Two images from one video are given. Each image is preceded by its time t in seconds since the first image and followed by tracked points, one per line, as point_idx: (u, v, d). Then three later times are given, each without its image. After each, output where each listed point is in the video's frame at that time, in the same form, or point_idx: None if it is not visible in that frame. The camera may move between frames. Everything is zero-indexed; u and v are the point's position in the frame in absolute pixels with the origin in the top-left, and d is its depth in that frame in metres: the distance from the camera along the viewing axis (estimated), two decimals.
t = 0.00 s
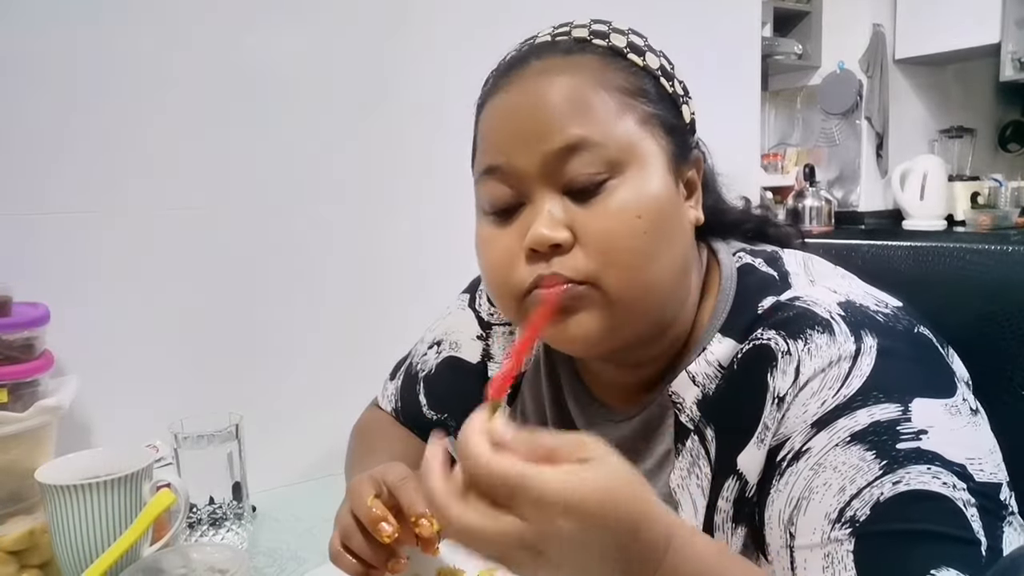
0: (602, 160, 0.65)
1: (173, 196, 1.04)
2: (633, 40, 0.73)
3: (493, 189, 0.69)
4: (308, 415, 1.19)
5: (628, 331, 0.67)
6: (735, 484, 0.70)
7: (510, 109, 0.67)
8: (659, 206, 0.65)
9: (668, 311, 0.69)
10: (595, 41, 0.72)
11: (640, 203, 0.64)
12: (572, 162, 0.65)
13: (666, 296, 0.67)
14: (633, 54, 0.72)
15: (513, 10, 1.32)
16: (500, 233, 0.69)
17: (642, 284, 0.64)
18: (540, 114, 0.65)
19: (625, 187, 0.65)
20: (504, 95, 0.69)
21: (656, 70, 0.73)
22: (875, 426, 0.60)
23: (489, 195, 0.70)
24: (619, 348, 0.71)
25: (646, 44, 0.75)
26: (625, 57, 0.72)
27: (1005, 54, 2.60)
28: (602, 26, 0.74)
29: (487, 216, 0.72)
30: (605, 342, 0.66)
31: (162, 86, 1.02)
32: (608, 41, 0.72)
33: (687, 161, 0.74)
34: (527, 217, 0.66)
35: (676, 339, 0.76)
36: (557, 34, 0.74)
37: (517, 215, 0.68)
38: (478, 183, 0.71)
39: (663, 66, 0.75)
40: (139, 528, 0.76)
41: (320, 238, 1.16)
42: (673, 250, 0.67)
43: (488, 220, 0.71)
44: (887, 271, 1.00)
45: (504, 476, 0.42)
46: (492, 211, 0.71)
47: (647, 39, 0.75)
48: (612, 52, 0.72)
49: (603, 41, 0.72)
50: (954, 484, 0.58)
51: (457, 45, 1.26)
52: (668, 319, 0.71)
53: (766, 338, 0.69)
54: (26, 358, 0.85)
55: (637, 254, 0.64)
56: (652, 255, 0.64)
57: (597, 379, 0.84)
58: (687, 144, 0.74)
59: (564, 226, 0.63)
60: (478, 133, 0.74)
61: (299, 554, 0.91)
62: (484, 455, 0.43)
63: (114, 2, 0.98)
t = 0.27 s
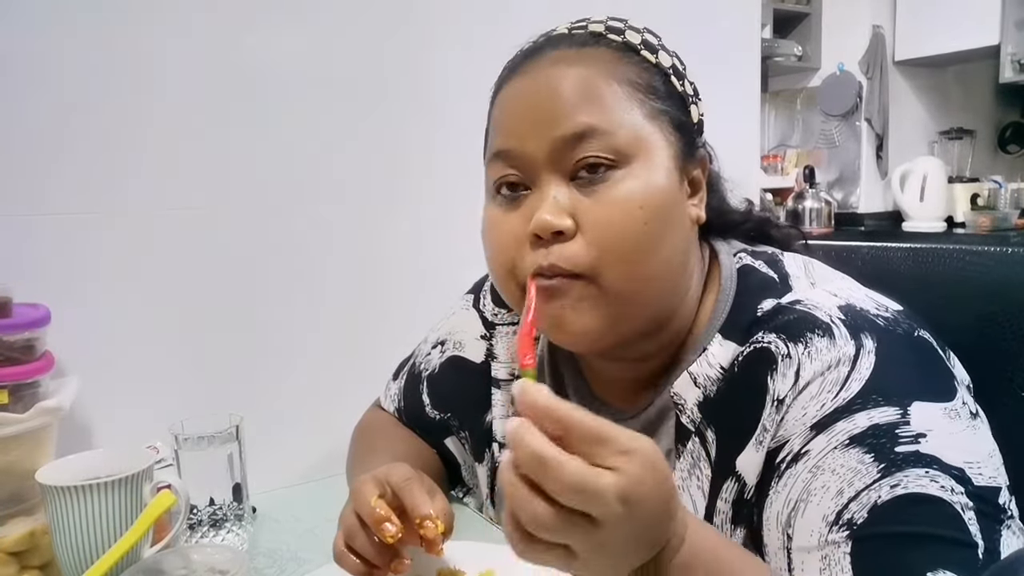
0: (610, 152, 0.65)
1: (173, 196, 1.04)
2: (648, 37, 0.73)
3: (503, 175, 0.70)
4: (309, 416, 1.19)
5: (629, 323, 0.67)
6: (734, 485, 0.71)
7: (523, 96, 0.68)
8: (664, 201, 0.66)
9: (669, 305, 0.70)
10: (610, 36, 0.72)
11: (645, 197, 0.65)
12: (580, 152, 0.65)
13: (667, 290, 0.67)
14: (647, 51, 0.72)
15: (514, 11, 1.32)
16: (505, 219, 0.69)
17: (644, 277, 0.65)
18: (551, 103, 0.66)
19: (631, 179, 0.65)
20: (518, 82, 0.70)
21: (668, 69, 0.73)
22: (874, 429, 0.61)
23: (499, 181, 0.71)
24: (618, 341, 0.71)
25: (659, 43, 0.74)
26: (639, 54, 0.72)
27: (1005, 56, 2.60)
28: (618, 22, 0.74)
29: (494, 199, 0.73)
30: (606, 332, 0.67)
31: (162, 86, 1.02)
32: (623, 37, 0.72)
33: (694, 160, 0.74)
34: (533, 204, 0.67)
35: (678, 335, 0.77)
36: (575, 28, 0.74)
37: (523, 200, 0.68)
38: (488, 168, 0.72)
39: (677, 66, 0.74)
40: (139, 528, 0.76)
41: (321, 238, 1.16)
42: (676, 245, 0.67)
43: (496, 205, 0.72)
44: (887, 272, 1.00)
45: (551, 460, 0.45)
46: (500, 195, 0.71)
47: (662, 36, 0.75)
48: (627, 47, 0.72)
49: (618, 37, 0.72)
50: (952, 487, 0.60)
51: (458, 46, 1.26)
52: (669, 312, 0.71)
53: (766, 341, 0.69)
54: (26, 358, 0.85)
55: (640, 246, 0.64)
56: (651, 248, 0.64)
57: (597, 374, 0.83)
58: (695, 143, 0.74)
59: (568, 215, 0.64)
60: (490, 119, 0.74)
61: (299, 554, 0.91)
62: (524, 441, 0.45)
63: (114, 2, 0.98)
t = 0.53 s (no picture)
0: (635, 154, 0.66)
1: (173, 196, 1.04)
2: (672, 37, 0.73)
3: (524, 170, 0.70)
4: (308, 416, 1.19)
5: (645, 324, 0.68)
6: (736, 487, 0.70)
7: (549, 91, 0.67)
8: (684, 205, 0.67)
9: (682, 306, 0.71)
10: (636, 35, 0.72)
11: (669, 201, 0.66)
12: (605, 152, 0.65)
13: (684, 293, 0.69)
14: (671, 52, 0.72)
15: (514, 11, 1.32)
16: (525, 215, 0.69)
17: (665, 280, 0.66)
18: (578, 102, 0.66)
19: (655, 183, 0.66)
20: (543, 76, 0.69)
21: (691, 70, 0.73)
22: (885, 434, 0.61)
23: (519, 175, 0.70)
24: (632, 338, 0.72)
25: (682, 43, 0.74)
26: (664, 54, 0.72)
27: (1005, 54, 2.60)
28: (643, 19, 0.73)
29: (510, 192, 0.72)
30: (622, 332, 0.68)
31: (162, 86, 1.02)
32: (648, 36, 0.72)
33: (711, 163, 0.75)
34: (555, 203, 0.67)
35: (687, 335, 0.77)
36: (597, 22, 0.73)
37: (543, 198, 0.69)
38: (508, 160, 0.71)
39: (699, 67, 0.75)
40: (139, 528, 0.76)
41: (321, 238, 1.16)
42: (693, 248, 0.68)
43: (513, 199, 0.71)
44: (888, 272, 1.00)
45: (573, 481, 0.42)
46: (517, 189, 0.71)
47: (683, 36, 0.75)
48: (652, 47, 0.71)
49: (644, 36, 0.72)
50: (963, 495, 0.59)
51: (457, 45, 1.26)
52: (681, 313, 0.72)
53: (773, 343, 0.70)
54: (26, 358, 0.85)
55: (663, 250, 0.65)
56: (674, 253, 0.66)
57: (600, 370, 0.83)
58: (714, 146, 0.75)
59: (593, 216, 0.64)
60: (509, 109, 0.73)
61: (298, 554, 0.91)
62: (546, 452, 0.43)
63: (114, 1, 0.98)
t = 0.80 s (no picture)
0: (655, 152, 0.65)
1: (173, 197, 1.04)
2: (687, 31, 0.71)
3: (542, 166, 0.68)
4: (309, 416, 1.19)
5: (660, 321, 0.68)
6: (746, 469, 0.69)
7: (567, 87, 0.66)
8: (703, 204, 0.66)
9: (697, 302, 0.70)
10: (652, 30, 0.69)
11: (688, 199, 0.65)
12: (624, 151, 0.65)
13: (701, 289, 0.69)
14: (686, 46, 0.70)
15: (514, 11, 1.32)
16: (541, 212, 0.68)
17: (682, 279, 0.66)
18: (598, 102, 0.64)
19: (675, 181, 0.65)
20: (559, 71, 0.67)
21: (706, 64, 0.71)
22: (894, 419, 0.60)
23: (535, 170, 0.69)
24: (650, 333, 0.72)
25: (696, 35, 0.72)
26: (679, 49, 0.70)
27: (1005, 55, 2.60)
28: (657, 12, 0.71)
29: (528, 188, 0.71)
30: (637, 328, 0.68)
31: (162, 86, 1.02)
32: (664, 30, 0.69)
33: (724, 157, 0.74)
34: (574, 200, 0.66)
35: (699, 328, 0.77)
36: (612, 14, 0.71)
37: (563, 196, 0.68)
38: (525, 155, 0.70)
39: (713, 60, 0.72)
40: (139, 528, 0.76)
41: (321, 238, 1.16)
42: (709, 245, 0.68)
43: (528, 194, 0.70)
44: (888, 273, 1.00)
45: (565, 464, 0.44)
46: (536, 185, 0.70)
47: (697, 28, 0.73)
48: (668, 42, 0.69)
49: (660, 29, 0.69)
50: (965, 484, 0.58)
51: (458, 46, 1.26)
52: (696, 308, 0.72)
53: (787, 337, 0.69)
54: (26, 358, 0.85)
55: (681, 250, 0.65)
56: (693, 252, 0.66)
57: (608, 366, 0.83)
58: (727, 140, 0.74)
59: (613, 215, 0.64)
60: (523, 102, 0.72)
61: (299, 554, 0.91)
62: (540, 434, 0.45)
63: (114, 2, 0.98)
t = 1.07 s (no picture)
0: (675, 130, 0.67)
1: (173, 196, 1.04)
2: (707, 18, 0.73)
3: (565, 142, 0.71)
4: (309, 415, 1.19)
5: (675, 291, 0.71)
6: (753, 414, 0.72)
7: (593, 67, 0.68)
8: (720, 179, 0.68)
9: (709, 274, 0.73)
10: (674, 16, 0.71)
11: (705, 174, 0.67)
12: (646, 128, 0.67)
13: (714, 262, 0.71)
14: (706, 34, 0.72)
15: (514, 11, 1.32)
16: (563, 184, 0.70)
17: (700, 251, 0.68)
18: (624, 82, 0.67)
19: (695, 157, 0.67)
20: (586, 53, 0.69)
21: (724, 52, 0.74)
22: (885, 363, 0.64)
23: (559, 146, 0.71)
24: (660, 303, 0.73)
25: (716, 24, 0.74)
26: (699, 36, 0.72)
27: (1004, 54, 2.60)
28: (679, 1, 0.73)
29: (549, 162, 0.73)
30: (654, 296, 0.70)
31: (163, 86, 1.02)
32: (687, 17, 0.72)
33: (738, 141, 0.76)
34: (596, 174, 0.68)
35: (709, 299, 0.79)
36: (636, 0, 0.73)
37: (585, 167, 0.70)
38: (550, 132, 0.72)
39: (730, 49, 0.75)
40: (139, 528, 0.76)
41: (322, 238, 1.16)
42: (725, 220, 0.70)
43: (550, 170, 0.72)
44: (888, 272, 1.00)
45: (576, 432, 0.43)
46: (557, 159, 0.72)
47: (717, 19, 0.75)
48: (691, 29, 0.72)
49: (682, 17, 0.71)
50: (949, 425, 0.61)
51: (458, 45, 1.26)
52: (708, 280, 0.74)
53: (790, 291, 0.72)
54: (26, 358, 0.85)
55: (699, 222, 0.67)
56: (709, 224, 0.68)
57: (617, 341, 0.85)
58: (741, 125, 0.76)
59: (634, 187, 0.66)
60: (547, 83, 0.74)
61: (299, 554, 0.91)
62: (548, 406, 0.44)
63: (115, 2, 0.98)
